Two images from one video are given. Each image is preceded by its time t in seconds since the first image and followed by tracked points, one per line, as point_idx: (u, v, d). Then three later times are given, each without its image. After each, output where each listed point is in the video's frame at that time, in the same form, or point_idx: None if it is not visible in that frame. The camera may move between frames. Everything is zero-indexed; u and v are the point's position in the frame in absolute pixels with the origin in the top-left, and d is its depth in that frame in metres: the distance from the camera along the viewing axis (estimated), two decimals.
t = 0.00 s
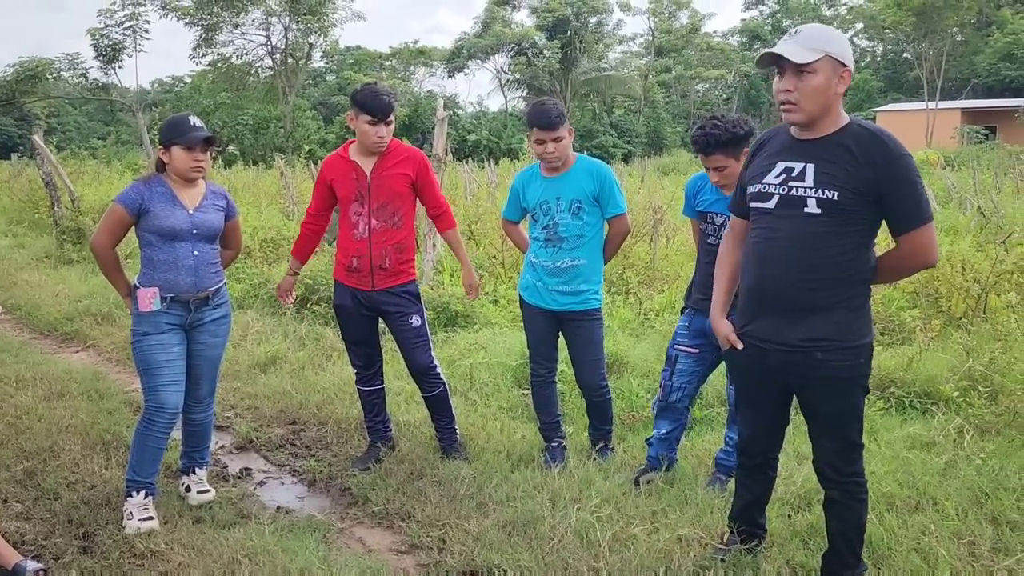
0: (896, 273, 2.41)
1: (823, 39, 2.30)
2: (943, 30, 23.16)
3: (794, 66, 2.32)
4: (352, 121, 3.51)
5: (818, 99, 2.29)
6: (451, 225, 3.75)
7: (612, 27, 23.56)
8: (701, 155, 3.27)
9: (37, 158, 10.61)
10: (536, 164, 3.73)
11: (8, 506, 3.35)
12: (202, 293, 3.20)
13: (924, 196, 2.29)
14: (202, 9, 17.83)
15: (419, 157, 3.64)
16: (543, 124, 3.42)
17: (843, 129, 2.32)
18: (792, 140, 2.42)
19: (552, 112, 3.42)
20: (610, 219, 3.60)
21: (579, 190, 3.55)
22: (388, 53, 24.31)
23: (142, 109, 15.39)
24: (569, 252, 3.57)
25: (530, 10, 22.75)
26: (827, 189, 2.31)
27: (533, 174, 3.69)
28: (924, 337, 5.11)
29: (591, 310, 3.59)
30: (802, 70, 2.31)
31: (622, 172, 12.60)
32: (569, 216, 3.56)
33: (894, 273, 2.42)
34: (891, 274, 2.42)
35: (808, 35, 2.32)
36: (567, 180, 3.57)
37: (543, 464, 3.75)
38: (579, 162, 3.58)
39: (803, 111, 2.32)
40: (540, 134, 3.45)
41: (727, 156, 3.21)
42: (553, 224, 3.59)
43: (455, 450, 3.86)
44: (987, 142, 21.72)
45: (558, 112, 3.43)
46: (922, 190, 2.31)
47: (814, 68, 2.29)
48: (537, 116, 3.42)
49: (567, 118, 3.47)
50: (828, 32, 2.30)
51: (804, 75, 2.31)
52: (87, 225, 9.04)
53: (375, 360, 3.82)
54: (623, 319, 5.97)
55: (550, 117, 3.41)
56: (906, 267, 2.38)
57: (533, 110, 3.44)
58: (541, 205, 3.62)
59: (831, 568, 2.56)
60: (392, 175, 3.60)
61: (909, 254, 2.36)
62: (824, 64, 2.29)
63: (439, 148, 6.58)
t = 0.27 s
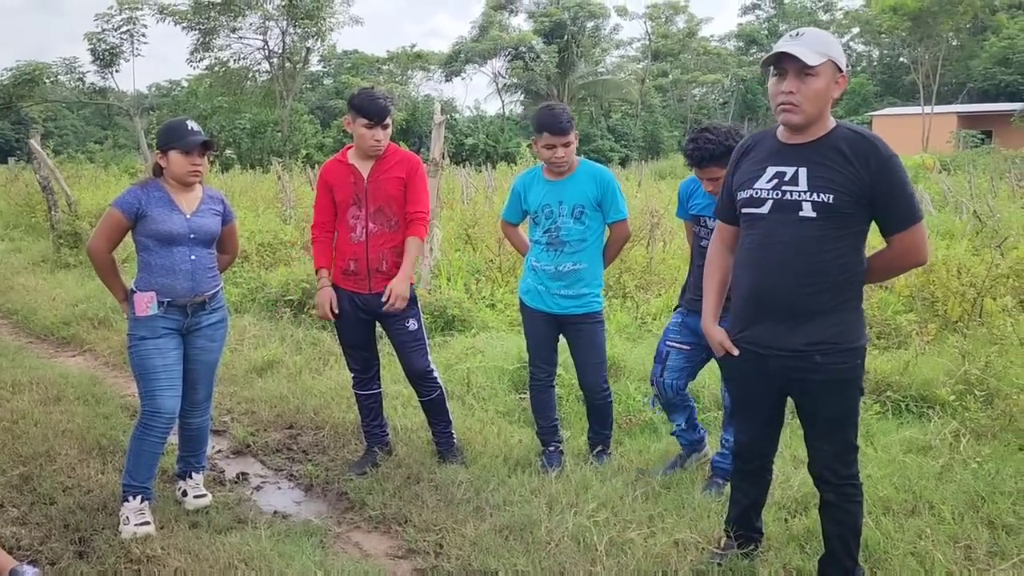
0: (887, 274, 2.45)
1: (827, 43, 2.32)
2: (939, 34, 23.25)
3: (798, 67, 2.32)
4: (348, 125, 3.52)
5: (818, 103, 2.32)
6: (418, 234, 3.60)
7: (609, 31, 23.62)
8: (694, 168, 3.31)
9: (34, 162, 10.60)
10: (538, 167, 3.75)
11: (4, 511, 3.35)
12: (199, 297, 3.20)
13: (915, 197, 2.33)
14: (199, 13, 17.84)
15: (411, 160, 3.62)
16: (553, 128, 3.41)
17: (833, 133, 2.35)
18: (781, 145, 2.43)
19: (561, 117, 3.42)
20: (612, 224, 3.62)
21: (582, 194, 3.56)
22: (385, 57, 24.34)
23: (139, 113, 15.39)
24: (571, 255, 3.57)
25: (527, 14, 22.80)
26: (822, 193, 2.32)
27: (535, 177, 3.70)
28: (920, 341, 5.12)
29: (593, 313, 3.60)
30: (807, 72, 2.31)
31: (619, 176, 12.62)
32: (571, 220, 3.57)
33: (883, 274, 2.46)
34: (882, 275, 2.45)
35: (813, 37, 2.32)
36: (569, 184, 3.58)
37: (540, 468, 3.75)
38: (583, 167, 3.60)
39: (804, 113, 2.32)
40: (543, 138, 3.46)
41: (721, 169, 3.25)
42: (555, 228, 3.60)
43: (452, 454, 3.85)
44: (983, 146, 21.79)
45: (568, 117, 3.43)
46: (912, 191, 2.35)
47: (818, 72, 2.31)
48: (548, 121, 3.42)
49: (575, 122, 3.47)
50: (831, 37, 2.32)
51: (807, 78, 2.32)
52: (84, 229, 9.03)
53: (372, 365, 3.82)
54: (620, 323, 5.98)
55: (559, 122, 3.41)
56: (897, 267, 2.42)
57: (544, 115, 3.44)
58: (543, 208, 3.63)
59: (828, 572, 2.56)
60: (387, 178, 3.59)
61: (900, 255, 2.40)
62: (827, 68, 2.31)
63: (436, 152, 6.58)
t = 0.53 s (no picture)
0: (879, 278, 2.44)
1: (820, 49, 2.34)
2: (937, 39, 23.31)
3: (792, 72, 2.33)
4: (347, 130, 3.52)
5: (811, 108, 2.33)
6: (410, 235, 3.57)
7: (607, 35, 23.66)
8: (679, 164, 3.33)
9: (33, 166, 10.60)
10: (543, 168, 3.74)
11: (2, 516, 3.34)
12: (198, 302, 3.20)
13: (904, 199, 2.34)
14: (198, 18, 17.86)
15: (409, 164, 3.63)
16: (566, 131, 3.41)
17: (821, 137, 2.36)
18: (770, 149, 2.44)
19: (573, 119, 3.42)
20: (615, 228, 3.64)
21: (586, 197, 3.57)
22: (384, 61, 24.37)
23: (138, 117, 15.39)
24: (574, 258, 3.57)
25: (526, 18, 22.84)
26: (811, 196, 2.33)
27: (540, 178, 3.70)
28: (919, 345, 5.13)
29: (596, 316, 3.61)
30: (800, 77, 2.32)
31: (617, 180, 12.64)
32: (575, 222, 3.57)
33: (876, 277, 2.45)
34: (875, 278, 2.45)
35: (806, 42, 2.33)
36: (573, 187, 3.59)
37: (538, 472, 3.75)
38: (588, 170, 3.61)
39: (797, 117, 2.33)
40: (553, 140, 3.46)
41: (705, 162, 3.29)
42: (558, 230, 3.60)
43: (450, 458, 3.85)
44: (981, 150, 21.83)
45: (579, 120, 3.43)
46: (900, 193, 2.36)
47: (811, 77, 2.32)
48: (560, 123, 3.41)
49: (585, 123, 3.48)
50: (822, 43, 2.35)
51: (801, 83, 2.33)
52: (83, 233, 9.03)
53: (370, 369, 3.82)
54: (618, 327, 5.98)
55: (570, 124, 3.41)
56: (890, 271, 2.41)
57: (556, 117, 3.43)
58: (547, 210, 3.63)
59: None
60: (385, 182, 3.60)
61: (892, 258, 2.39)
62: (819, 74, 2.33)
63: (434, 157, 6.59)
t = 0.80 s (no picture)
0: (875, 280, 2.43)
1: (809, 52, 2.34)
2: (935, 42, 23.35)
3: (780, 75, 2.35)
4: (345, 134, 3.53)
5: (801, 109, 2.34)
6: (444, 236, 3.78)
7: (606, 39, 23.69)
8: (665, 164, 3.35)
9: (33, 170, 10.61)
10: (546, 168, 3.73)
11: (2, 519, 3.35)
12: (197, 305, 3.20)
13: (897, 201, 2.32)
14: (198, 21, 17.88)
15: (412, 169, 3.64)
16: (575, 130, 3.42)
17: (812, 140, 2.36)
18: (764, 153, 2.46)
19: (582, 119, 3.44)
20: (616, 230, 3.66)
21: (588, 200, 3.58)
22: (383, 65, 24.41)
23: (137, 120, 15.41)
24: (576, 260, 3.58)
25: (525, 22, 22.87)
26: (801, 199, 2.34)
27: (542, 178, 3.69)
28: (918, 348, 5.13)
29: (598, 318, 3.62)
30: (789, 80, 2.34)
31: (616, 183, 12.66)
32: (577, 224, 3.58)
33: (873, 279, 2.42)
34: (871, 281, 2.43)
35: (794, 46, 2.35)
36: (574, 189, 3.59)
37: (538, 475, 3.75)
38: (589, 172, 3.61)
39: (787, 120, 2.34)
40: (559, 139, 3.47)
41: (688, 162, 3.29)
42: (559, 231, 3.60)
43: (450, 461, 3.85)
44: (980, 154, 21.86)
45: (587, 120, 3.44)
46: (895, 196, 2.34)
47: (799, 80, 2.33)
48: (569, 122, 3.42)
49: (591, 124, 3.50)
50: (811, 46, 2.36)
51: (789, 85, 2.34)
52: (83, 237, 9.04)
53: (370, 372, 3.83)
54: (617, 330, 5.99)
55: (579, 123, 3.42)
56: (885, 273, 2.40)
57: (564, 117, 3.44)
58: (548, 211, 3.63)
59: None
60: (385, 185, 3.61)
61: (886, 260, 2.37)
62: (808, 76, 2.33)
63: (434, 160, 6.59)
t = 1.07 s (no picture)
0: (873, 283, 2.40)
1: (798, 55, 2.36)
2: (934, 46, 23.38)
3: (768, 78, 2.37)
4: (346, 137, 3.54)
5: (790, 112, 2.35)
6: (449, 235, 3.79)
7: (606, 42, 23.71)
8: (659, 164, 3.36)
9: (33, 172, 10.63)
10: (537, 171, 3.75)
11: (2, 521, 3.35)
12: (197, 307, 3.21)
13: (892, 203, 2.29)
14: (198, 24, 17.91)
15: (414, 173, 3.67)
16: (570, 131, 3.44)
17: (806, 143, 2.37)
18: (762, 157, 2.48)
19: (576, 120, 3.45)
20: (610, 232, 3.68)
21: (584, 202, 3.59)
22: (383, 67, 24.45)
23: (137, 123, 15.42)
24: (574, 262, 3.58)
25: (524, 25, 22.91)
26: (793, 202, 2.35)
27: (534, 183, 3.69)
28: (917, 350, 5.14)
29: (595, 320, 3.62)
30: (777, 83, 2.36)
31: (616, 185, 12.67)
32: (573, 226, 3.58)
33: (872, 281, 2.40)
34: (869, 284, 2.41)
35: (783, 49, 2.37)
36: (570, 192, 3.60)
37: (537, 477, 3.76)
38: (583, 175, 3.63)
39: (776, 122, 2.36)
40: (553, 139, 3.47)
41: (681, 161, 3.29)
42: (555, 234, 3.60)
43: (449, 463, 3.86)
44: (979, 156, 21.89)
45: (581, 121, 3.45)
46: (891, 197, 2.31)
47: (787, 82, 2.35)
48: (565, 124, 3.43)
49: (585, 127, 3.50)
50: (801, 49, 2.37)
51: (778, 88, 2.36)
52: (82, 239, 9.05)
53: (370, 374, 3.84)
54: (617, 332, 6.00)
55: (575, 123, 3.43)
56: (882, 276, 2.37)
57: (561, 119, 3.43)
58: (543, 213, 3.63)
59: None
60: (385, 188, 3.62)
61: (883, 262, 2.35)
62: (796, 78, 2.34)
63: (434, 162, 6.60)
